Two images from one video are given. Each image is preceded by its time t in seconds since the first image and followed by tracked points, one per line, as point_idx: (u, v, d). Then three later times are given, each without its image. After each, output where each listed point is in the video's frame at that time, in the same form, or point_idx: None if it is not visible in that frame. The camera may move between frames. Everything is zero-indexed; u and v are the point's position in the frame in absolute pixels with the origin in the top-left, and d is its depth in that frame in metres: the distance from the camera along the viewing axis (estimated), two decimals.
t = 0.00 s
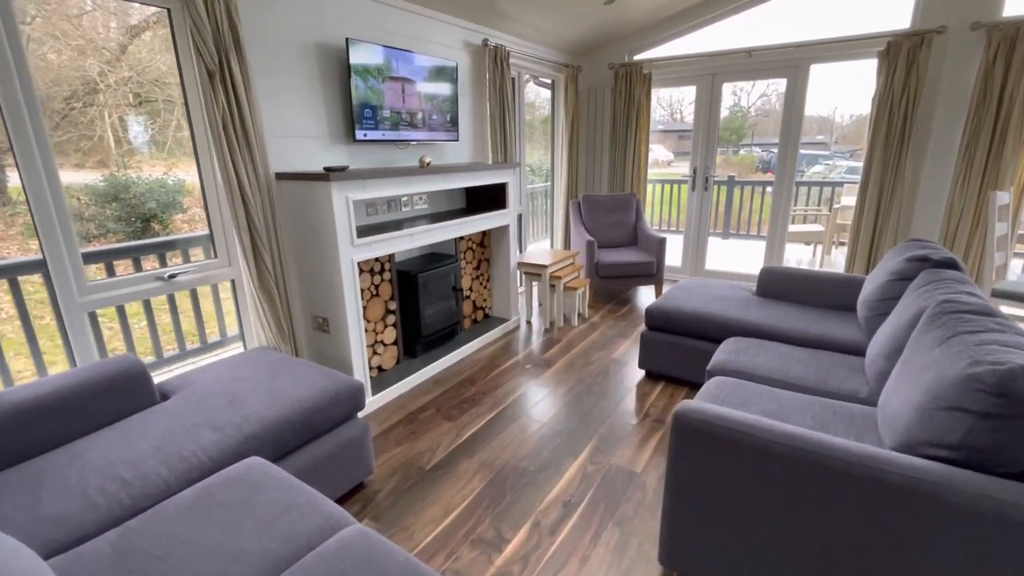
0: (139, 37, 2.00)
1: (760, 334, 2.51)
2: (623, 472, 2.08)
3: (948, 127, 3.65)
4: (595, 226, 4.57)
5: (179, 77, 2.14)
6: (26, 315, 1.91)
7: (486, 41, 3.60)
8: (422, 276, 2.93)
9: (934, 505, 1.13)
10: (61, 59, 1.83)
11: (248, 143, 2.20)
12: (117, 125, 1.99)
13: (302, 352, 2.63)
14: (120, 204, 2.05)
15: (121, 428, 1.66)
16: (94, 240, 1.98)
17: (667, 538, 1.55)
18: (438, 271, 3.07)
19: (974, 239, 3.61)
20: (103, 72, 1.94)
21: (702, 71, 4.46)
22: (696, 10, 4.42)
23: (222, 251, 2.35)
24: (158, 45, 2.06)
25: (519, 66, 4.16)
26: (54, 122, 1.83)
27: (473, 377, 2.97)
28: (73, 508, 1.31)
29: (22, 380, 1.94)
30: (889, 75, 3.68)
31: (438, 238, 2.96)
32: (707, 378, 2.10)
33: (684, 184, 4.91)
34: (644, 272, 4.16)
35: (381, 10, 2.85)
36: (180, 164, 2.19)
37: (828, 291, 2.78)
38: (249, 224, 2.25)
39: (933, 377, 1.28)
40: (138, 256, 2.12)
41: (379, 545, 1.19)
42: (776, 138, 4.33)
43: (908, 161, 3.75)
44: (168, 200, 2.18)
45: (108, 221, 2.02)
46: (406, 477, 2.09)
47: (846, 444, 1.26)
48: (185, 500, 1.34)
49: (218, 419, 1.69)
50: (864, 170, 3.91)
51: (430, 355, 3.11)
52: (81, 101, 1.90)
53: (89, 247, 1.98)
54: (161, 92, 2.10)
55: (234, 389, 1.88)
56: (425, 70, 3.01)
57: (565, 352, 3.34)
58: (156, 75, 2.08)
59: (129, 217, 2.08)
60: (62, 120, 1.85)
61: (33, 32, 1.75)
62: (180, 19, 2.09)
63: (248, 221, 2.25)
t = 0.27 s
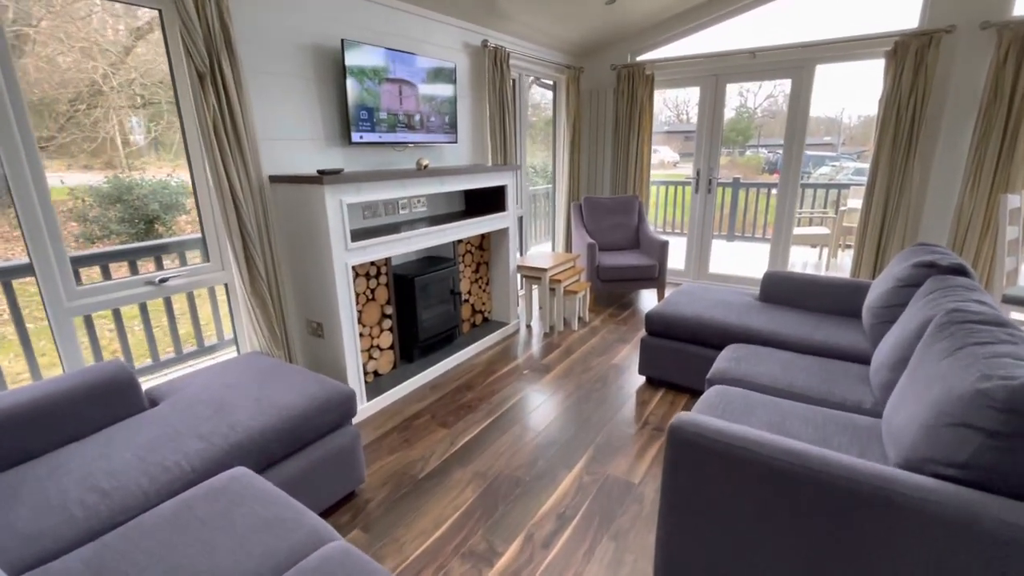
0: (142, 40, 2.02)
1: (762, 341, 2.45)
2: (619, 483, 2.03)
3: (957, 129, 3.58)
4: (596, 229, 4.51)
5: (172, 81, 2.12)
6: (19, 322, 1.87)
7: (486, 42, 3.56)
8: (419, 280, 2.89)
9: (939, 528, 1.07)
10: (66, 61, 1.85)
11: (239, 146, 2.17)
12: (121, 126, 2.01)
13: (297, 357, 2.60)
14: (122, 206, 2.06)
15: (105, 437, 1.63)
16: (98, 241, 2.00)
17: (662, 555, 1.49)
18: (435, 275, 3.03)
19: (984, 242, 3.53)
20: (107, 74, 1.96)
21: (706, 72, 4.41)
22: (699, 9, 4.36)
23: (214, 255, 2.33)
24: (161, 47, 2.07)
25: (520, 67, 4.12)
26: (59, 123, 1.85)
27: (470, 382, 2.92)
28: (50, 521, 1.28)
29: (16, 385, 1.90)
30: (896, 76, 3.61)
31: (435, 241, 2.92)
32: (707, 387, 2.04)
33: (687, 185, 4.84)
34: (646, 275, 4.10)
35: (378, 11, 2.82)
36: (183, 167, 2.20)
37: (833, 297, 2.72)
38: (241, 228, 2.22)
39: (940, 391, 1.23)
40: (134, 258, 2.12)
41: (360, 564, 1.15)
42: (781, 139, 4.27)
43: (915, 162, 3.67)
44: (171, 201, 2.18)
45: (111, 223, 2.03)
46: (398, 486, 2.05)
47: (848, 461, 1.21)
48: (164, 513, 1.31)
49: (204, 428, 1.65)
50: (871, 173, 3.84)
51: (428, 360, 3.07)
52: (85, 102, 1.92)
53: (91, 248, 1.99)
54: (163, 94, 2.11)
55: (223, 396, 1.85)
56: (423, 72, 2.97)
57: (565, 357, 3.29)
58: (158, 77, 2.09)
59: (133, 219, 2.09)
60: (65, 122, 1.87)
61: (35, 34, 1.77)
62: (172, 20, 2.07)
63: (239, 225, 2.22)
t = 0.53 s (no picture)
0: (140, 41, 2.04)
1: (757, 349, 2.40)
2: (609, 494, 1.98)
3: (958, 131, 3.53)
4: (593, 232, 4.46)
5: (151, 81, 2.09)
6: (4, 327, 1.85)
7: (480, 43, 3.52)
8: (409, 284, 2.85)
9: (933, 553, 1.02)
10: (65, 61, 1.86)
11: (222, 148, 2.13)
12: (119, 125, 2.01)
13: (283, 362, 2.56)
14: (119, 207, 2.06)
15: (78, 447, 1.59)
16: (93, 241, 2.01)
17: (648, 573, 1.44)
18: (427, 278, 2.98)
19: (985, 247, 3.48)
20: (106, 75, 1.97)
21: (703, 73, 4.36)
22: (697, 10, 4.32)
23: (198, 258, 2.30)
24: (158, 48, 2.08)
25: (516, 68, 4.08)
26: (56, 124, 1.86)
27: (461, 388, 2.88)
28: (11, 537, 1.23)
29: (0, 389, 1.87)
30: (896, 78, 3.56)
31: (426, 245, 2.88)
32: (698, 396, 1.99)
33: (685, 188, 4.79)
34: (642, 279, 4.06)
35: (368, 11, 2.78)
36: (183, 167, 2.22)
37: (830, 303, 2.67)
38: (223, 232, 2.18)
39: (934, 407, 1.18)
40: (120, 261, 2.09)
41: None
42: (780, 142, 4.22)
43: (915, 166, 3.62)
44: (166, 202, 2.19)
45: (107, 223, 2.04)
46: (383, 496, 2.00)
47: (838, 480, 1.16)
48: (131, 529, 1.26)
49: (179, 438, 1.61)
50: (870, 176, 3.79)
51: (418, 365, 3.02)
52: (81, 103, 1.92)
53: (87, 248, 2.00)
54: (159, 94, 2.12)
55: (202, 404, 1.80)
56: (414, 72, 2.93)
57: (558, 362, 3.25)
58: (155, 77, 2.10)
59: (130, 220, 2.10)
60: (61, 123, 1.87)
61: (34, 34, 1.78)
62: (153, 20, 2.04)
63: (222, 229, 2.18)
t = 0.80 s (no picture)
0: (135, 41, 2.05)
1: (747, 354, 2.36)
2: (594, 503, 1.95)
3: (954, 134, 3.49)
4: (586, 234, 4.43)
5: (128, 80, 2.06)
6: None
7: (471, 43, 3.49)
8: (397, 287, 2.81)
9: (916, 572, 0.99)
10: (60, 60, 1.88)
11: (202, 149, 2.10)
12: (114, 125, 2.03)
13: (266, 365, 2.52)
14: (112, 207, 2.07)
15: (46, 455, 1.55)
16: (86, 241, 2.02)
17: None
18: (415, 281, 2.94)
19: (980, 250, 3.45)
20: (100, 75, 1.99)
21: (698, 74, 4.33)
22: (692, 11, 4.28)
23: (177, 260, 2.27)
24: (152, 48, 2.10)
25: (508, 68, 4.05)
26: (48, 124, 1.87)
27: (448, 392, 2.84)
28: None
29: None
30: (891, 79, 3.53)
31: (413, 247, 2.84)
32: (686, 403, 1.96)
33: (679, 189, 4.76)
34: (635, 282, 4.02)
35: (355, 10, 2.74)
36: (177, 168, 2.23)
37: (822, 308, 2.63)
38: (202, 235, 2.14)
39: (921, 419, 1.15)
40: (103, 261, 2.07)
41: None
42: (775, 143, 4.18)
43: (910, 168, 3.59)
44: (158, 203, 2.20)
45: (99, 223, 2.05)
46: (363, 504, 1.96)
47: (820, 493, 1.12)
48: (93, 541, 1.22)
49: (151, 445, 1.57)
50: (865, 178, 3.75)
51: (406, 369, 2.98)
52: (75, 103, 1.94)
53: (80, 248, 2.01)
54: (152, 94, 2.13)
55: (177, 411, 1.76)
56: (402, 72, 2.90)
57: (548, 366, 3.21)
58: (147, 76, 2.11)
59: (121, 220, 2.11)
60: (53, 123, 1.88)
61: (28, 33, 1.80)
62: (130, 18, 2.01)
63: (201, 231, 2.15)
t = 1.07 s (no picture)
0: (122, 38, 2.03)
1: (734, 355, 2.35)
2: (578, 505, 1.92)
3: (942, 134, 3.50)
4: (576, 233, 4.41)
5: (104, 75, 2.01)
6: None
7: (459, 41, 3.46)
8: (382, 287, 2.77)
9: None
10: (48, 55, 1.86)
11: (180, 146, 2.06)
12: (101, 122, 2.01)
13: (248, 366, 2.48)
14: (98, 206, 2.05)
15: (15, 459, 1.51)
16: (71, 240, 2.00)
17: None
18: (401, 281, 2.91)
19: (967, 251, 3.46)
20: (87, 71, 1.97)
21: (688, 74, 4.32)
22: (682, 10, 4.27)
23: (156, 260, 2.22)
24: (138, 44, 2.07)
25: (498, 67, 4.02)
26: (32, 121, 1.85)
27: (435, 393, 2.81)
28: None
29: None
30: (879, 80, 3.53)
31: (400, 247, 2.80)
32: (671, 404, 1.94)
33: (670, 189, 4.75)
34: (625, 282, 4.00)
35: (340, 6, 2.70)
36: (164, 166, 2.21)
37: (809, 308, 2.63)
38: (181, 234, 2.10)
39: (902, 421, 1.13)
40: (82, 260, 2.03)
41: None
42: (765, 143, 4.18)
43: (899, 168, 3.60)
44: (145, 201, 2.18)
45: (85, 222, 2.03)
46: (345, 507, 1.93)
47: (801, 497, 1.11)
48: (57, 548, 1.19)
49: (123, 449, 1.53)
50: (854, 178, 3.76)
51: (392, 370, 2.95)
52: (60, 99, 1.91)
53: (65, 247, 1.99)
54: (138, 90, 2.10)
55: (152, 413, 1.73)
56: (388, 69, 2.86)
57: (537, 366, 3.19)
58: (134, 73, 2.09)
59: (107, 219, 2.09)
60: (38, 120, 1.86)
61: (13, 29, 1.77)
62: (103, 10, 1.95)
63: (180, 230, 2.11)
